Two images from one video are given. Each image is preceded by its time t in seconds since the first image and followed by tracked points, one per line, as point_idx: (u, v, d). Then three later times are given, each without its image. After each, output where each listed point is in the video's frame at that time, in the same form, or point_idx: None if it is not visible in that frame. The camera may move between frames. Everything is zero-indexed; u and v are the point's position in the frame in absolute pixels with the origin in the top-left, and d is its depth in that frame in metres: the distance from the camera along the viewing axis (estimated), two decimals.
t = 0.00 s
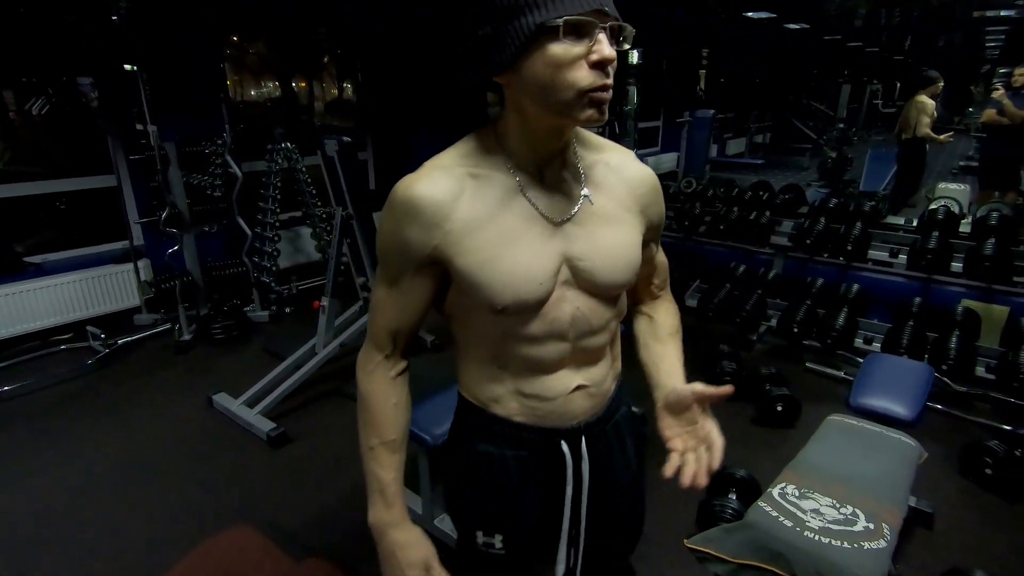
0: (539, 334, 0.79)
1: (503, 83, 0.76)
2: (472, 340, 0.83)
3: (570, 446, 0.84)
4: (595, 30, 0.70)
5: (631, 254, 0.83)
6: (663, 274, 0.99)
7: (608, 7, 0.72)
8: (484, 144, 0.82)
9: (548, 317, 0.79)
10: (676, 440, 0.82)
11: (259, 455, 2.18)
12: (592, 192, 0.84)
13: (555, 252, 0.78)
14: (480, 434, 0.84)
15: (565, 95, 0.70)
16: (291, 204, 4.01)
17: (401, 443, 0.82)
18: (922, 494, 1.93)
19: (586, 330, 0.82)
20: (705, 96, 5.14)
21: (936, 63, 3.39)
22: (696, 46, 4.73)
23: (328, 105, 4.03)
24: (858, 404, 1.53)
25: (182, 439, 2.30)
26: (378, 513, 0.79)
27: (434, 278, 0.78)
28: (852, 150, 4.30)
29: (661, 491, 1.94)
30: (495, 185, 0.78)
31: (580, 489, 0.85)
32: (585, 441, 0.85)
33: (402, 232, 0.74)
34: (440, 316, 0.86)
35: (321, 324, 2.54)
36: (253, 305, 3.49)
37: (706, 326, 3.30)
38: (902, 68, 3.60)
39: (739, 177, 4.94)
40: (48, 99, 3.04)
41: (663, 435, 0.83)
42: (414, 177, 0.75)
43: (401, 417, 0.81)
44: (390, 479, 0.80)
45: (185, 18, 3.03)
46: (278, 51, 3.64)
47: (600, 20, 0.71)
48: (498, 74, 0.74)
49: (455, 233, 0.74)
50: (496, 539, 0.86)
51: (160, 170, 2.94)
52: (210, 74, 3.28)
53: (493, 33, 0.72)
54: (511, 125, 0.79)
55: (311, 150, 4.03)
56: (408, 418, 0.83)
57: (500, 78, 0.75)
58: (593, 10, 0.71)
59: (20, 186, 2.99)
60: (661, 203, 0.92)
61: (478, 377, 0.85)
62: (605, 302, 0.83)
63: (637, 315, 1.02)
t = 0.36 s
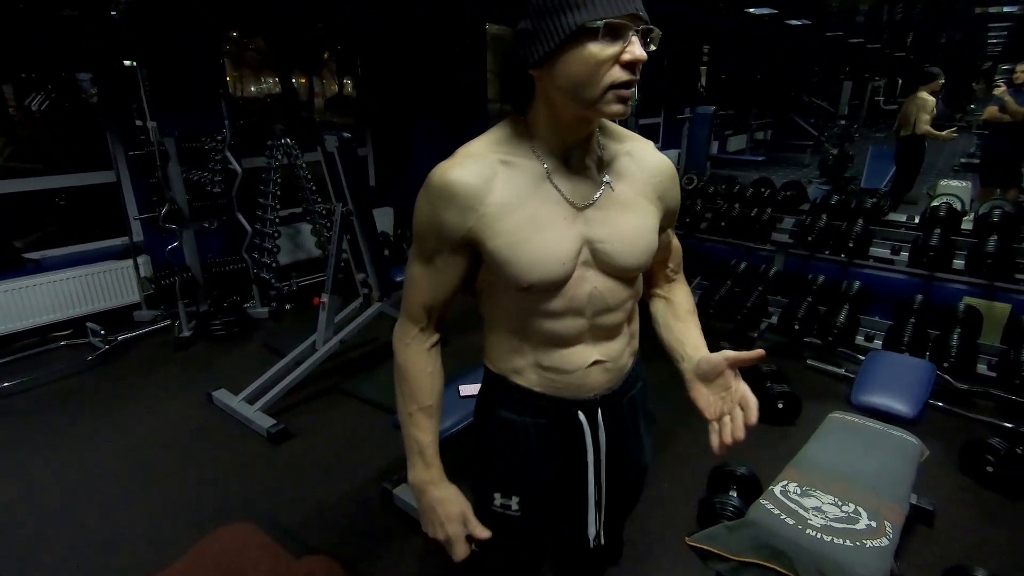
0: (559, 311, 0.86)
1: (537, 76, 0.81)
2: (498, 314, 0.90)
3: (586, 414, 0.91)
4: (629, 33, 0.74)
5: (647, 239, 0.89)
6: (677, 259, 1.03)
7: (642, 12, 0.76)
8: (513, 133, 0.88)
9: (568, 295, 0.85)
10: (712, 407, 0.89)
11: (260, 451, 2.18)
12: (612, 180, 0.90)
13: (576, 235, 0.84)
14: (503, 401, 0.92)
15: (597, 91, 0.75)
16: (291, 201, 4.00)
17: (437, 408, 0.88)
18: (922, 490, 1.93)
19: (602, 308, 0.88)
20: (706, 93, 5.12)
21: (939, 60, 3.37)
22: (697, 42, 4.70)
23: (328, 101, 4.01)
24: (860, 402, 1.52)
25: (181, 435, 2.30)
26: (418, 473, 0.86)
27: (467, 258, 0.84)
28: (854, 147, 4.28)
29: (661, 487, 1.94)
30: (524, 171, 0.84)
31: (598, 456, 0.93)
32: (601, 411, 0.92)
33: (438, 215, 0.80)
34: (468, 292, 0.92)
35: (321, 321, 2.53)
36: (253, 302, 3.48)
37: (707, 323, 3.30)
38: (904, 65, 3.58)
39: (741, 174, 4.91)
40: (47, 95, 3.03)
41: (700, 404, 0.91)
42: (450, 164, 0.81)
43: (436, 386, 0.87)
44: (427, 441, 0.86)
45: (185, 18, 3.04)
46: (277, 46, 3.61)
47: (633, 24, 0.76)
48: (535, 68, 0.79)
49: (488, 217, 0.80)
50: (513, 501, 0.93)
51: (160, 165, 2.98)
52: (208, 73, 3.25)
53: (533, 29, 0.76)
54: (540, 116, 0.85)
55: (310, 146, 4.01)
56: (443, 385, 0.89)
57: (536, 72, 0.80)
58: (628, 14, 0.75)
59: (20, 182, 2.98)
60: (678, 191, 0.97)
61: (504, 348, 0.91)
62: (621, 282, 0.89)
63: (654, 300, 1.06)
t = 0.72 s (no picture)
0: (570, 292, 0.87)
1: (560, 75, 0.82)
2: (514, 294, 0.92)
3: (589, 393, 0.92)
4: (643, 33, 0.75)
5: (662, 230, 0.88)
6: (712, 251, 1.02)
7: (655, 14, 0.77)
8: (541, 122, 0.89)
9: (579, 278, 0.86)
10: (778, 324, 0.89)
11: (260, 450, 2.18)
12: (631, 172, 0.90)
13: (591, 222, 0.85)
14: (517, 377, 0.95)
15: (610, 87, 0.76)
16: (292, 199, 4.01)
17: (454, 375, 0.93)
18: (923, 490, 1.93)
19: (612, 294, 0.89)
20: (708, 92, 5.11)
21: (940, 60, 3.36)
22: (700, 41, 4.70)
23: (330, 100, 4.01)
24: (862, 402, 1.50)
25: (182, 434, 2.30)
26: (433, 434, 0.92)
27: (490, 237, 0.85)
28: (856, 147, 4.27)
29: (662, 486, 1.94)
30: (549, 158, 0.85)
31: (598, 432, 0.96)
32: (602, 390, 0.93)
33: (466, 195, 0.82)
34: (489, 272, 0.95)
35: (322, 320, 2.53)
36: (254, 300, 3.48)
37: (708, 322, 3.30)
38: (905, 65, 3.58)
39: (743, 173, 4.90)
40: (49, 93, 3.03)
41: (763, 330, 0.90)
42: (480, 149, 0.84)
43: (455, 354, 0.92)
44: (442, 405, 0.91)
45: (186, 17, 3.04)
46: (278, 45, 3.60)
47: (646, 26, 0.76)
48: (555, 67, 0.80)
49: (511, 199, 0.82)
50: (521, 470, 0.99)
51: (162, 163, 2.97)
52: (208, 73, 3.25)
53: (553, 31, 0.78)
54: (566, 108, 0.86)
55: (312, 145, 4.01)
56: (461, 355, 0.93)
57: (557, 70, 0.81)
58: (641, 16, 0.75)
59: (22, 179, 2.98)
60: (701, 187, 0.96)
61: (517, 325, 0.93)
62: (632, 268, 0.89)
63: (693, 291, 1.03)
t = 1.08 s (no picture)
0: (572, 288, 0.87)
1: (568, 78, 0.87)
2: (517, 288, 0.92)
3: (591, 388, 0.92)
4: (621, 66, 0.77)
5: (665, 233, 0.88)
6: (714, 268, 1.03)
7: (639, 48, 0.77)
8: (555, 121, 0.91)
9: (580, 275, 0.86)
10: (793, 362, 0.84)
11: (261, 452, 2.18)
12: (640, 176, 0.90)
13: (595, 220, 0.85)
14: (520, 369, 0.95)
15: (585, 107, 0.81)
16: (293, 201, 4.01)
17: (455, 359, 0.93)
18: (926, 493, 1.93)
19: (614, 292, 0.89)
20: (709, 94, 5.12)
21: (941, 61, 3.36)
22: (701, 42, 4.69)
23: (331, 102, 4.02)
24: (864, 406, 1.49)
25: (183, 436, 2.30)
26: (429, 414, 0.92)
27: (496, 228, 0.86)
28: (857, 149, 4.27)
29: (664, 488, 1.94)
30: (557, 155, 0.86)
31: (603, 425, 0.95)
32: (605, 386, 0.93)
33: (475, 184, 0.84)
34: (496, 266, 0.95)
35: (323, 322, 2.53)
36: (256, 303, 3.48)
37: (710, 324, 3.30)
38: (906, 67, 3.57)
39: (744, 175, 4.90)
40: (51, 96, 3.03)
41: (776, 364, 0.85)
42: (492, 142, 0.85)
43: (458, 339, 0.92)
44: (440, 386, 0.92)
45: (186, 19, 3.04)
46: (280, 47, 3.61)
47: (631, 59, 0.77)
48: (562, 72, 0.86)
49: (516, 191, 0.83)
50: (524, 463, 0.97)
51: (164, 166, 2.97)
52: (208, 73, 3.26)
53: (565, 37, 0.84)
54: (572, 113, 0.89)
55: (313, 147, 4.02)
56: (464, 340, 0.93)
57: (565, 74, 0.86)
58: (624, 48, 0.77)
59: (23, 181, 2.98)
60: (707, 199, 0.96)
61: (521, 319, 0.94)
62: (636, 269, 0.89)
63: (694, 308, 1.03)
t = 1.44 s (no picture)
0: (567, 313, 0.87)
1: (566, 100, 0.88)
2: (512, 310, 0.92)
3: (587, 413, 0.93)
4: (621, 76, 0.78)
5: (661, 258, 0.89)
6: (710, 291, 1.02)
7: (638, 57, 0.78)
8: (552, 144, 0.91)
9: (576, 300, 0.86)
10: (778, 420, 0.82)
11: (259, 473, 2.16)
12: (636, 200, 0.90)
13: (591, 245, 0.85)
14: (513, 393, 0.95)
15: (585, 121, 0.81)
16: (293, 220, 4.03)
17: (447, 381, 0.93)
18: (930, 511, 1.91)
19: (610, 317, 0.89)
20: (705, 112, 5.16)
21: (935, 80, 3.40)
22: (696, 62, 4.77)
23: (332, 122, 4.05)
24: (865, 423, 1.49)
25: (181, 457, 2.27)
26: (419, 438, 0.91)
27: (490, 251, 0.87)
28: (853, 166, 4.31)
29: (666, 507, 1.92)
30: (553, 179, 0.87)
31: (597, 451, 0.96)
32: (600, 411, 0.93)
33: (470, 206, 0.85)
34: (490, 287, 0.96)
35: (322, 341, 2.52)
36: (255, 321, 3.48)
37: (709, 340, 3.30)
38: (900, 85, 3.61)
39: (741, 193, 4.92)
40: (54, 117, 3.05)
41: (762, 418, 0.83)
42: (488, 164, 0.86)
43: (450, 361, 0.92)
44: (430, 410, 0.91)
45: (189, 41, 3.08)
46: (280, 67, 3.65)
47: (630, 68, 0.78)
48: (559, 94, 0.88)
49: (511, 214, 0.83)
50: (520, 491, 0.97)
51: (164, 186, 2.98)
52: (209, 84, 3.26)
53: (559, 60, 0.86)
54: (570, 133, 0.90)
55: (313, 167, 4.05)
56: (456, 363, 0.93)
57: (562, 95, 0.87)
58: (622, 58, 0.78)
59: (25, 201, 2.99)
60: (704, 223, 0.96)
61: (516, 342, 0.94)
62: (632, 294, 0.89)
63: (693, 331, 1.02)
